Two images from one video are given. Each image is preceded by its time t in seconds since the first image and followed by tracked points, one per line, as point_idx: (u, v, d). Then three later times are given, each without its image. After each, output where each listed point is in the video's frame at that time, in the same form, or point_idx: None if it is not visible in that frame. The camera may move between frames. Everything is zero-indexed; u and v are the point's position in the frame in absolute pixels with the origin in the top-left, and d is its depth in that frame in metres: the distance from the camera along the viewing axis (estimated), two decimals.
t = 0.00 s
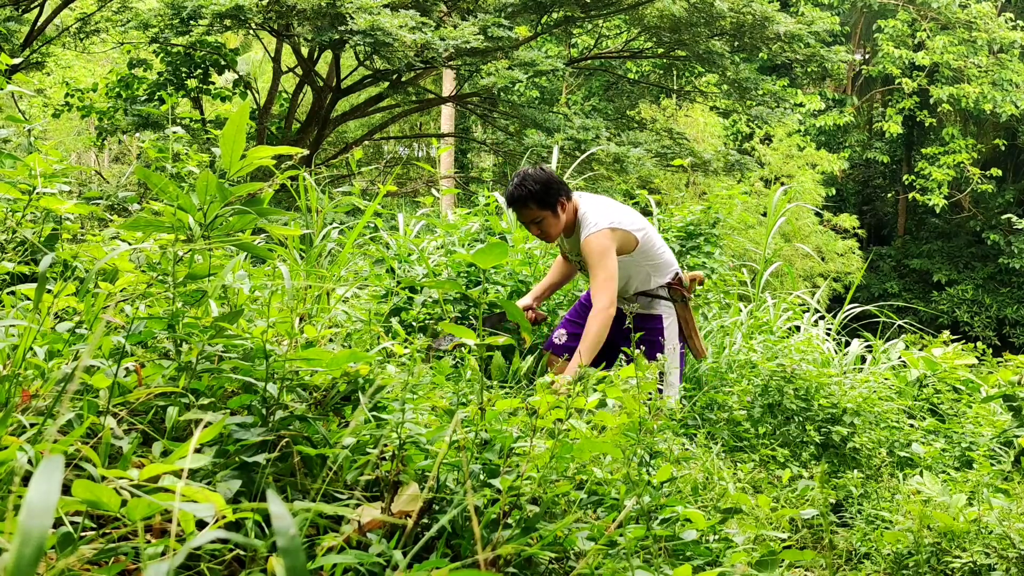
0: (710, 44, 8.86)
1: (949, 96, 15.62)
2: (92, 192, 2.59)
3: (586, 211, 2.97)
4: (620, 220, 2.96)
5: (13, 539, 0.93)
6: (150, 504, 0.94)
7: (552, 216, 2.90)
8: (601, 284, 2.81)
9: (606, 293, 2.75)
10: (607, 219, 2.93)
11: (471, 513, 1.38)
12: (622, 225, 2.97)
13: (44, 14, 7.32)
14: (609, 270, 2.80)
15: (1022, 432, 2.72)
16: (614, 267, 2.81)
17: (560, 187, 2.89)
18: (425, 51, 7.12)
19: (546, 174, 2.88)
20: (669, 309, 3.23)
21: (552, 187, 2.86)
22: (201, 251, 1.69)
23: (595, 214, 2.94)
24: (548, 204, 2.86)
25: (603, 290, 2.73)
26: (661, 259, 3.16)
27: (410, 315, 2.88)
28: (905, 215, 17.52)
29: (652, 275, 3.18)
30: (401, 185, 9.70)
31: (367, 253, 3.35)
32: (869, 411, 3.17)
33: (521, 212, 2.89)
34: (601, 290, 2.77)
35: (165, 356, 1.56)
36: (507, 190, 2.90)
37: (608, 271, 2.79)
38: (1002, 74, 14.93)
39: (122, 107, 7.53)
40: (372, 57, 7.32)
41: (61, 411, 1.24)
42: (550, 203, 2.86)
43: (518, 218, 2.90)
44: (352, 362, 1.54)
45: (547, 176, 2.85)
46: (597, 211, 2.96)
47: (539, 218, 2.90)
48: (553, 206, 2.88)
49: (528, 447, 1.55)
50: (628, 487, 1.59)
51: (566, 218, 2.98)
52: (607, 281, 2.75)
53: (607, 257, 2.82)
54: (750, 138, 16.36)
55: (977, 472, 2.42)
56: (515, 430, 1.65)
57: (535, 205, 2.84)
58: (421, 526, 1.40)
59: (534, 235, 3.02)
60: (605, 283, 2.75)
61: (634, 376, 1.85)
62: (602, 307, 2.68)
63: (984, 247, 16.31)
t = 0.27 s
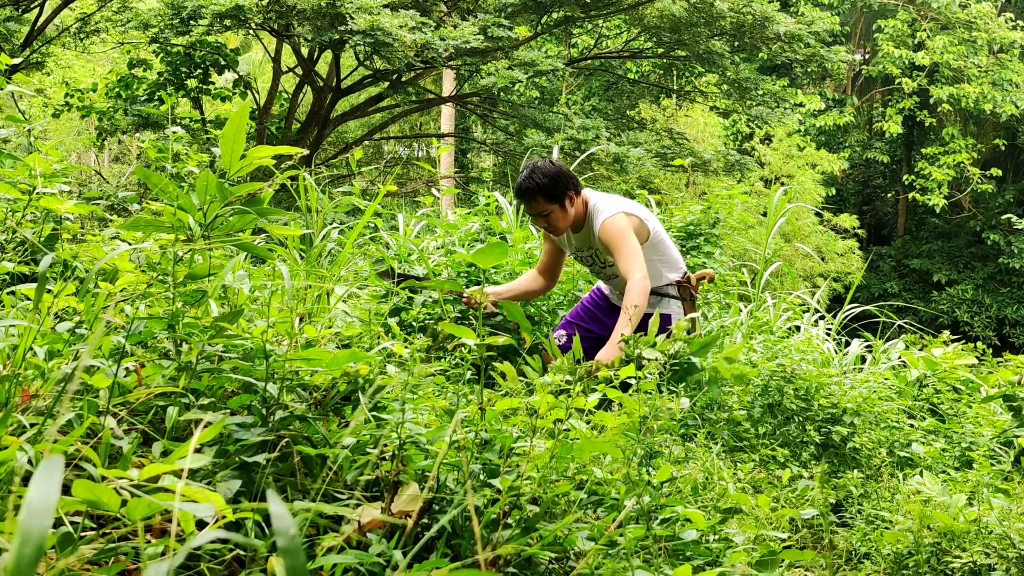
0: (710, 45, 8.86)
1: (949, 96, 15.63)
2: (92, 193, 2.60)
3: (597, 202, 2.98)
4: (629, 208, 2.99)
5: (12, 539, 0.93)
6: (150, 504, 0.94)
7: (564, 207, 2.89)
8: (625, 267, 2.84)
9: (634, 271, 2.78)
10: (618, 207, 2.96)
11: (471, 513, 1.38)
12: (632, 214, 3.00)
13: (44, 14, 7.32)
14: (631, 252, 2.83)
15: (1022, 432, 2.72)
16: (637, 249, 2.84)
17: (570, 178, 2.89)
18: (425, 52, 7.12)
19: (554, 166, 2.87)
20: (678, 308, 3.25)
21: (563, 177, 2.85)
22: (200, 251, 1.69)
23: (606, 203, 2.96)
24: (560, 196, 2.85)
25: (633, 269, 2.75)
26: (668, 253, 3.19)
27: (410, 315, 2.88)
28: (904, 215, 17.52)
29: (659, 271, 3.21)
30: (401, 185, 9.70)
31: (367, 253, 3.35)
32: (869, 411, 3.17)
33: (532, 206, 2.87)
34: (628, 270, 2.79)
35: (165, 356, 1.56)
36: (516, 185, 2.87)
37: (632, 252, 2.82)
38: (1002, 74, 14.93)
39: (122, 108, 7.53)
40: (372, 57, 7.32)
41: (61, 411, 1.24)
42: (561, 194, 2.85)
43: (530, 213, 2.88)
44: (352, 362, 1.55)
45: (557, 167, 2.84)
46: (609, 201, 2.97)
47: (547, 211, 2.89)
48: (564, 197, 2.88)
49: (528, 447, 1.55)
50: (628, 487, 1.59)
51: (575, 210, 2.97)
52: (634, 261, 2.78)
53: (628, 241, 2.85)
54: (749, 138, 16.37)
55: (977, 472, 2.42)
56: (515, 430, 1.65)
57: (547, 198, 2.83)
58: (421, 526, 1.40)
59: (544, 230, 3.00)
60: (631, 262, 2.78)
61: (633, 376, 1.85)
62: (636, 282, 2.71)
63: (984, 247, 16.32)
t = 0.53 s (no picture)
0: (710, 45, 8.86)
1: (948, 96, 15.63)
2: (92, 193, 2.60)
3: (607, 199, 3.03)
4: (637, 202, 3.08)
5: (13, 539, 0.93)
6: (150, 504, 0.94)
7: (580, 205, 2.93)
8: (654, 249, 2.88)
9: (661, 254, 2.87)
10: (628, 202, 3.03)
11: (470, 513, 1.38)
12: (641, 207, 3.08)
13: (44, 14, 7.32)
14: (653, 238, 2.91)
15: (1022, 432, 2.72)
16: (662, 231, 2.90)
17: (583, 175, 2.93)
18: (425, 52, 7.12)
19: (565, 164, 2.90)
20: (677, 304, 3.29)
21: (577, 174, 2.89)
22: (200, 251, 1.69)
23: (616, 198, 3.03)
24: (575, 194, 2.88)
25: (661, 252, 2.84)
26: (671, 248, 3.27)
27: (410, 314, 2.88)
28: (904, 215, 17.52)
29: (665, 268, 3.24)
30: (401, 185, 9.70)
31: (368, 253, 3.35)
32: (869, 411, 3.17)
33: (549, 206, 2.88)
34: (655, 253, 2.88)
35: (165, 356, 1.55)
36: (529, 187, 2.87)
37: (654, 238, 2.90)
38: (1002, 74, 14.93)
39: (122, 108, 7.53)
40: (372, 56, 7.32)
41: (61, 412, 1.24)
42: (577, 191, 2.89)
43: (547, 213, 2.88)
44: (352, 362, 1.55)
45: (570, 165, 2.88)
46: (619, 198, 3.04)
47: (560, 209, 2.90)
48: (579, 195, 2.91)
49: (528, 447, 1.55)
50: (628, 487, 1.59)
51: (587, 208, 3.01)
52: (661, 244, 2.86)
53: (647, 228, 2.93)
54: (749, 138, 16.36)
55: (977, 472, 2.42)
56: (514, 430, 1.65)
57: (563, 197, 2.86)
58: (421, 526, 1.39)
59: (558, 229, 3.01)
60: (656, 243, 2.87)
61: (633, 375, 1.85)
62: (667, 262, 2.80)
63: (984, 247, 16.31)
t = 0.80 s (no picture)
0: (710, 44, 8.85)
1: (949, 96, 15.63)
2: (92, 193, 2.60)
3: (627, 179, 2.93)
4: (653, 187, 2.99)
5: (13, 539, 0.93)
6: (150, 504, 0.94)
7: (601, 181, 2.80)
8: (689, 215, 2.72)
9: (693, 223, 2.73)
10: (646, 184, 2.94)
11: (471, 513, 1.38)
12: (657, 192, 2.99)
13: (44, 14, 7.31)
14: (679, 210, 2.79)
15: (1022, 432, 2.72)
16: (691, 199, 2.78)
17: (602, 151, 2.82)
18: (425, 52, 7.11)
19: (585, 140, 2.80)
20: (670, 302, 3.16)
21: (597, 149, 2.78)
22: (200, 251, 1.68)
23: (634, 179, 2.94)
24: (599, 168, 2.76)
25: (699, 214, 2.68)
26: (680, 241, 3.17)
27: (410, 315, 2.87)
28: (905, 215, 17.51)
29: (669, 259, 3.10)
30: (401, 185, 9.70)
31: (367, 253, 3.35)
32: (869, 411, 3.18)
33: (573, 180, 2.75)
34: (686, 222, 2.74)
35: (165, 357, 1.56)
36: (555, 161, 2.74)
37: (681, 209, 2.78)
38: (1002, 74, 14.93)
39: (122, 108, 7.53)
40: (372, 57, 7.32)
41: (61, 412, 1.24)
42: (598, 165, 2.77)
43: (574, 188, 2.74)
44: (352, 362, 1.55)
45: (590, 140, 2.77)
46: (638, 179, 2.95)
47: (583, 186, 2.76)
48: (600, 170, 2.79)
49: (528, 447, 1.55)
50: (628, 487, 1.59)
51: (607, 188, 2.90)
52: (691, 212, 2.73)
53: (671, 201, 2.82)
54: (749, 138, 16.36)
55: (977, 472, 2.42)
56: (515, 430, 1.66)
57: (591, 170, 2.74)
58: (421, 526, 1.39)
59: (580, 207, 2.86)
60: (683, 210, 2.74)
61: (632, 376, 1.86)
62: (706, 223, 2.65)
63: (984, 247, 16.31)
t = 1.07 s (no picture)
0: (710, 45, 8.85)
1: (949, 96, 15.63)
2: (92, 193, 2.60)
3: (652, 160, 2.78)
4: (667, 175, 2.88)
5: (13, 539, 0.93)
6: (150, 504, 0.94)
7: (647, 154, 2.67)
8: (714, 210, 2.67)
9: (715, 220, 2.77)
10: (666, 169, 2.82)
11: (471, 513, 1.38)
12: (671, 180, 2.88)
13: (44, 14, 7.31)
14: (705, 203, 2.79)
15: (1022, 432, 2.72)
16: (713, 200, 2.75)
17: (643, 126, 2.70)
18: (425, 52, 7.11)
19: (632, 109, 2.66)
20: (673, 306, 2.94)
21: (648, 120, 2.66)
22: (200, 251, 1.68)
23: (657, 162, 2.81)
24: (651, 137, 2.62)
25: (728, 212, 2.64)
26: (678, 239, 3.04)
27: (410, 315, 2.87)
28: (905, 215, 17.51)
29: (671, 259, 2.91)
30: (401, 185, 9.70)
31: (367, 253, 3.34)
32: (869, 411, 3.19)
33: (628, 143, 2.58)
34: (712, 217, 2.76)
35: (165, 357, 1.56)
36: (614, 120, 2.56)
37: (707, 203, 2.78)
38: (1002, 74, 14.92)
39: (122, 108, 7.53)
40: (372, 57, 7.32)
41: (61, 412, 1.25)
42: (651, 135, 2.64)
43: (636, 151, 2.60)
44: (352, 362, 1.55)
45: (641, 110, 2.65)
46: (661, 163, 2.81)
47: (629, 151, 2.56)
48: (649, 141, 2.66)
49: (528, 447, 1.55)
50: (628, 487, 1.59)
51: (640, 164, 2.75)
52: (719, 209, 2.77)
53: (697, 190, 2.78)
54: (749, 138, 16.36)
55: (977, 472, 2.42)
56: (515, 430, 1.66)
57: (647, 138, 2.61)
58: (421, 526, 1.39)
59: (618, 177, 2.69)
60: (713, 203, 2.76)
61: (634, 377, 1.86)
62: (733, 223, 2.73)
63: (984, 247, 16.31)
